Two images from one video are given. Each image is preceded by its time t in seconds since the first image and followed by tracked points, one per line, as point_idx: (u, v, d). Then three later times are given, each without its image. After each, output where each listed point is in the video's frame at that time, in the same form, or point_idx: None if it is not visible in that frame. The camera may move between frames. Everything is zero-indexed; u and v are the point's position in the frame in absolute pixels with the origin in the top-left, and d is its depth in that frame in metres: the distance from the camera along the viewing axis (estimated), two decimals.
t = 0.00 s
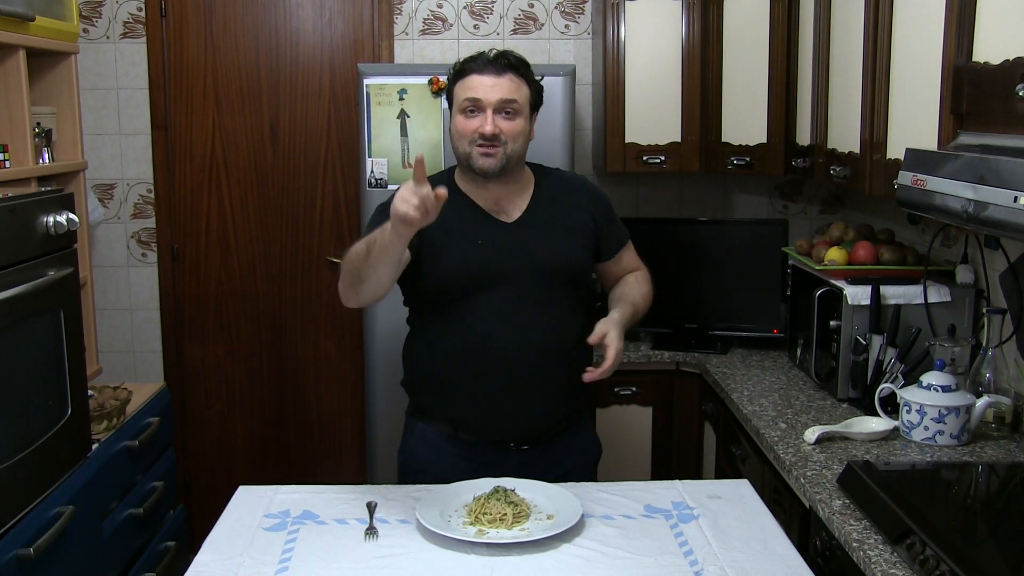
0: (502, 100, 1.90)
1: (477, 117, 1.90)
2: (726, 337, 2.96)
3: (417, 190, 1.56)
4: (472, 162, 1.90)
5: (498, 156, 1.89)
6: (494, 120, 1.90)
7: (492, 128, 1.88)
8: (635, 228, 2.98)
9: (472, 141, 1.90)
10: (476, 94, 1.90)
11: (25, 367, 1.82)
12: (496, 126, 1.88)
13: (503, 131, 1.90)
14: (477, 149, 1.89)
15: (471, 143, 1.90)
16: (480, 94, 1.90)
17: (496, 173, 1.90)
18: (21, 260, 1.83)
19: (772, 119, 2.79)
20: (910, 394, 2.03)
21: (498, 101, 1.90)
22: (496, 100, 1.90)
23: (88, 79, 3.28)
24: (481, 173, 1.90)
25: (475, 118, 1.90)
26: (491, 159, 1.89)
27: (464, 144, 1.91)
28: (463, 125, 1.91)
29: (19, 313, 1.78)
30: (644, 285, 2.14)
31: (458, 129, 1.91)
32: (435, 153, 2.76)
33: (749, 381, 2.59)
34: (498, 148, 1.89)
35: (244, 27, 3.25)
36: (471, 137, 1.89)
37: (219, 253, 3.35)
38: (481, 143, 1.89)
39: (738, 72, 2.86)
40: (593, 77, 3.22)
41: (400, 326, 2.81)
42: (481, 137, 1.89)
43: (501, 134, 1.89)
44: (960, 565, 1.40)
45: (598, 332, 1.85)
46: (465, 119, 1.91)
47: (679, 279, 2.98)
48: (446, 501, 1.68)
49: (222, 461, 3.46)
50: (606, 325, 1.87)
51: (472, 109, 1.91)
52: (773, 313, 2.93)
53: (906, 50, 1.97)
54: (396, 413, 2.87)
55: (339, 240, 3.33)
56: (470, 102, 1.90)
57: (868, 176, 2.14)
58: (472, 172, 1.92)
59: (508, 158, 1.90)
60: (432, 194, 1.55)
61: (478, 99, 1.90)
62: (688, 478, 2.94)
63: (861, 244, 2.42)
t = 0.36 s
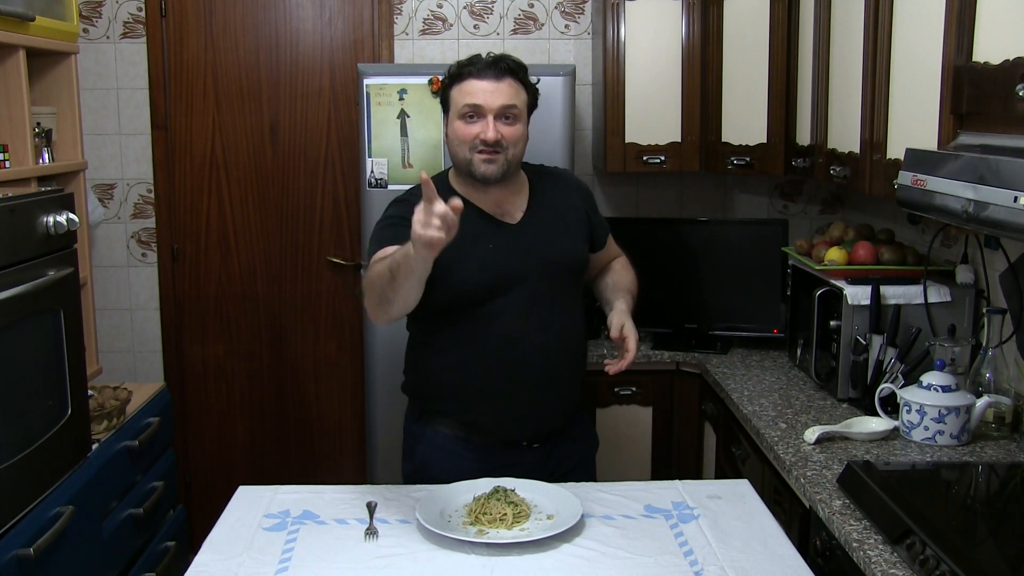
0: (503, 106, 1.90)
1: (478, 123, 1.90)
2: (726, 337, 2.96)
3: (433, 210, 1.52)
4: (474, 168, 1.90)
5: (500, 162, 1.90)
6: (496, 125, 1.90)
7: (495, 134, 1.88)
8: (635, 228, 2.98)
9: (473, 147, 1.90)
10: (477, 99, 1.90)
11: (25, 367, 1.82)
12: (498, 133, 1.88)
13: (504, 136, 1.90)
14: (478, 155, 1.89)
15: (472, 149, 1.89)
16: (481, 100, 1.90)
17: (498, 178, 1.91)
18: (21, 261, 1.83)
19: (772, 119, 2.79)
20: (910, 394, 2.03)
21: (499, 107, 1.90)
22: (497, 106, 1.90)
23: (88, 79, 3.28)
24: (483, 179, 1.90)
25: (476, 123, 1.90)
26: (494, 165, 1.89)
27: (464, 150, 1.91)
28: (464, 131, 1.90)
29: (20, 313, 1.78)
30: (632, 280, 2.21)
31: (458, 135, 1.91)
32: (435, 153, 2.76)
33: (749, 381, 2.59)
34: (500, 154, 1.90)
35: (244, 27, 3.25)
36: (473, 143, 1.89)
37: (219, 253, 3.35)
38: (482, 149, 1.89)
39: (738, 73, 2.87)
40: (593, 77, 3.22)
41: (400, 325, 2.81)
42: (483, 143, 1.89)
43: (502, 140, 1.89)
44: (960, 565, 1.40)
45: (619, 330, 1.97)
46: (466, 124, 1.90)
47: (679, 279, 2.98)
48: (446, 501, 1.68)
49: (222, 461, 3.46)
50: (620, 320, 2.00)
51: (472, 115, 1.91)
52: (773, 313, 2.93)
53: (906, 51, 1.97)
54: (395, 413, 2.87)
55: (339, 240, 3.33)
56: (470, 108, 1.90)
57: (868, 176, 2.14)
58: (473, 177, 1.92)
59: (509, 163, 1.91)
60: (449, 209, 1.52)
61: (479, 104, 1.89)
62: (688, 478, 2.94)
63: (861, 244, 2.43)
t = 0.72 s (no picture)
0: (496, 113, 1.90)
1: (471, 131, 1.90)
2: (726, 337, 2.96)
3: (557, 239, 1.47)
4: (468, 176, 1.91)
5: (494, 169, 1.90)
6: (489, 133, 1.90)
7: (487, 143, 1.88)
8: (635, 228, 2.98)
9: (467, 155, 1.91)
10: (469, 107, 1.90)
11: (25, 367, 1.82)
12: (490, 141, 1.88)
13: (498, 143, 1.90)
14: (472, 163, 1.90)
15: (466, 157, 1.90)
16: (473, 108, 1.89)
17: (493, 185, 1.91)
18: (21, 261, 1.83)
19: (772, 119, 2.79)
20: (910, 394, 2.03)
21: (491, 114, 1.89)
22: (489, 113, 1.89)
23: (88, 79, 3.28)
24: (478, 187, 1.91)
25: (469, 132, 1.90)
26: (487, 173, 1.90)
27: (459, 158, 1.91)
28: (458, 139, 1.91)
29: (20, 314, 1.78)
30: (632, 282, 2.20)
31: (452, 143, 1.91)
32: (435, 152, 2.77)
33: (749, 381, 2.59)
34: (494, 161, 1.90)
35: (244, 28, 3.25)
36: (466, 151, 1.89)
37: (219, 253, 3.35)
38: (476, 157, 1.90)
39: (739, 73, 2.87)
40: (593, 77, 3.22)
41: (400, 325, 2.82)
42: (476, 152, 1.89)
43: (496, 147, 1.90)
44: (960, 565, 1.40)
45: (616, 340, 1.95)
46: (459, 132, 1.91)
47: (679, 279, 2.98)
48: (446, 502, 1.68)
49: (222, 461, 3.46)
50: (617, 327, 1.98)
51: (465, 123, 1.91)
52: (773, 313, 2.93)
53: (906, 51, 1.97)
54: (396, 413, 2.87)
55: (339, 240, 3.33)
56: (463, 116, 1.90)
57: (868, 176, 2.14)
58: (469, 185, 1.93)
59: (504, 170, 1.91)
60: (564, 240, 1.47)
61: (472, 112, 1.89)
62: (688, 478, 2.94)
63: (861, 244, 2.43)
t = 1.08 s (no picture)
0: (497, 114, 1.88)
1: (473, 133, 1.89)
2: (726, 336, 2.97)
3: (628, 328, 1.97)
4: (471, 178, 1.90)
5: (496, 171, 1.89)
6: (490, 135, 1.89)
7: (488, 145, 1.87)
8: (635, 228, 2.98)
9: (469, 158, 1.90)
10: (470, 109, 1.88)
11: (25, 367, 1.82)
12: (491, 143, 1.87)
13: (499, 145, 1.89)
14: (474, 165, 1.89)
15: (468, 159, 1.89)
16: (474, 110, 1.88)
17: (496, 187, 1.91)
18: (21, 261, 1.84)
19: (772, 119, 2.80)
20: (910, 394, 2.03)
21: (492, 116, 1.88)
22: (490, 115, 1.88)
23: (88, 79, 3.28)
24: (480, 188, 1.91)
25: (470, 134, 1.89)
26: (489, 176, 1.89)
27: (461, 159, 1.90)
28: (459, 140, 1.90)
29: (20, 314, 1.78)
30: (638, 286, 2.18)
31: (454, 145, 1.91)
32: (435, 153, 2.77)
33: (749, 381, 2.59)
34: (496, 163, 1.89)
35: (244, 28, 3.25)
36: (468, 154, 1.88)
37: (219, 253, 3.35)
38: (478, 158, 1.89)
39: (739, 73, 2.87)
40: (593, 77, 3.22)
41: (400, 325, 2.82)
42: (477, 154, 1.88)
43: (497, 149, 1.88)
44: (960, 565, 1.40)
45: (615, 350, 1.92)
46: (461, 134, 1.90)
47: (679, 278, 2.98)
48: (446, 501, 1.68)
49: (222, 461, 3.46)
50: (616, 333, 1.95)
51: (467, 125, 1.90)
52: (773, 313, 2.93)
53: (906, 51, 1.97)
54: (396, 413, 2.87)
55: (339, 240, 3.33)
56: (464, 118, 1.89)
57: (868, 176, 2.14)
58: (471, 186, 1.92)
59: (506, 171, 1.90)
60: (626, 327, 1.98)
61: (473, 114, 1.88)
62: (688, 478, 2.94)
63: (861, 243, 2.42)
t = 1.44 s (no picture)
0: (507, 101, 1.89)
1: (482, 119, 1.90)
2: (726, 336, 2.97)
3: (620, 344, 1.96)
4: (479, 165, 1.89)
5: (504, 158, 1.89)
6: (500, 121, 1.89)
7: (497, 130, 1.88)
8: (635, 228, 2.98)
9: (477, 144, 1.90)
10: (480, 95, 1.89)
11: (26, 367, 1.82)
12: (501, 128, 1.87)
13: (508, 132, 1.89)
14: (482, 151, 1.89)
15: (477, 145, 1.89)
16: (485, 96, 1.89)
17: (504, 176, 1.90)
18: (21, 260, 1.84)
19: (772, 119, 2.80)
20: (910, 394, 2.03)
21: (502, 103, 1.89)
22: (501, 101, 1.89)
23: (88, 79, 3.28)
24: (488, 176, 1.90)
25: (480, 120, 1.90)
26: (498, 162, 1.88)
27: (469, 146, 1.90)
28: (468, 127, 1.90)
29: (20, 314, 1.78)
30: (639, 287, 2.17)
31: (463, 132, 1.91)
32: (435, 153, 2.77)
33: (749, 381, 2.59)
34: (505, 149, 1.89)
35: (244, 28, 3.25)
36: (477, 140, 1.88)
37: (219, 253, 3.35)
38: (487, 145, 1.89)
39: (739, 72, 2.87)
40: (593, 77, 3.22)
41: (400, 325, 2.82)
42: (487, 140, 1.88)
43: (506, 135, 1.89)
44: (960, 565, 1.40)
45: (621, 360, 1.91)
46: (470, 121, 1.90)
47: (679, 278, 2.98)
48: (447, 501, 1.68)
49: (222, 461, 3.46)
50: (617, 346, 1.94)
51: (476, 111, 1.90)
52: (774, 313, 2.93)
53: (906, 51, 1.97)
54: (395, 413, 2.87)
55: (339, 240, 3.33)
56: (475, 104, 1.90)
57: (868, 176, 2.14)
58: (479, 175, 1.91)
59: (515, 159, 1.90)
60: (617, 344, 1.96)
61: (483, 100, 1.89)
62: (688, 478, 2.94)
63: (861, 243, 2.43)
